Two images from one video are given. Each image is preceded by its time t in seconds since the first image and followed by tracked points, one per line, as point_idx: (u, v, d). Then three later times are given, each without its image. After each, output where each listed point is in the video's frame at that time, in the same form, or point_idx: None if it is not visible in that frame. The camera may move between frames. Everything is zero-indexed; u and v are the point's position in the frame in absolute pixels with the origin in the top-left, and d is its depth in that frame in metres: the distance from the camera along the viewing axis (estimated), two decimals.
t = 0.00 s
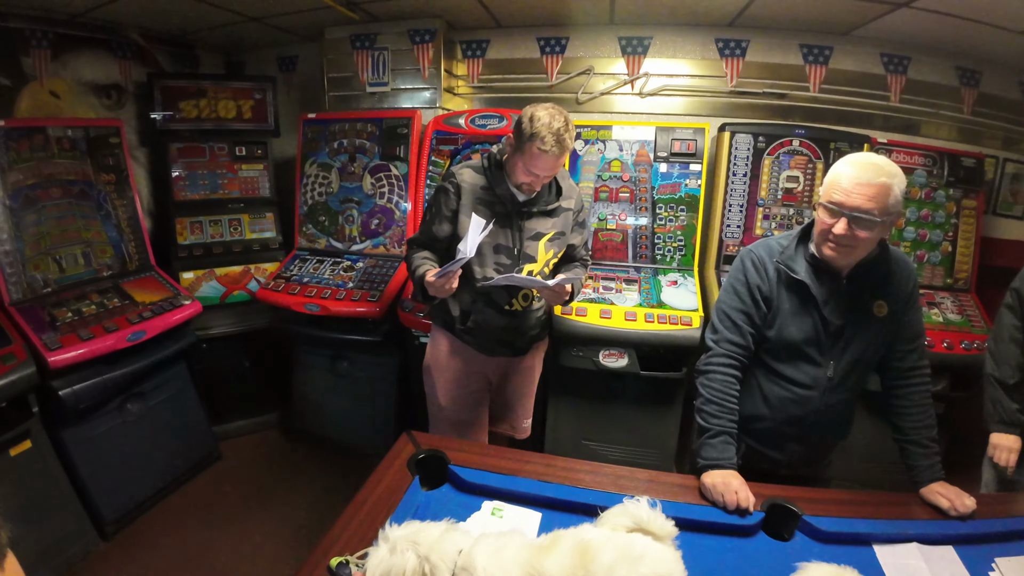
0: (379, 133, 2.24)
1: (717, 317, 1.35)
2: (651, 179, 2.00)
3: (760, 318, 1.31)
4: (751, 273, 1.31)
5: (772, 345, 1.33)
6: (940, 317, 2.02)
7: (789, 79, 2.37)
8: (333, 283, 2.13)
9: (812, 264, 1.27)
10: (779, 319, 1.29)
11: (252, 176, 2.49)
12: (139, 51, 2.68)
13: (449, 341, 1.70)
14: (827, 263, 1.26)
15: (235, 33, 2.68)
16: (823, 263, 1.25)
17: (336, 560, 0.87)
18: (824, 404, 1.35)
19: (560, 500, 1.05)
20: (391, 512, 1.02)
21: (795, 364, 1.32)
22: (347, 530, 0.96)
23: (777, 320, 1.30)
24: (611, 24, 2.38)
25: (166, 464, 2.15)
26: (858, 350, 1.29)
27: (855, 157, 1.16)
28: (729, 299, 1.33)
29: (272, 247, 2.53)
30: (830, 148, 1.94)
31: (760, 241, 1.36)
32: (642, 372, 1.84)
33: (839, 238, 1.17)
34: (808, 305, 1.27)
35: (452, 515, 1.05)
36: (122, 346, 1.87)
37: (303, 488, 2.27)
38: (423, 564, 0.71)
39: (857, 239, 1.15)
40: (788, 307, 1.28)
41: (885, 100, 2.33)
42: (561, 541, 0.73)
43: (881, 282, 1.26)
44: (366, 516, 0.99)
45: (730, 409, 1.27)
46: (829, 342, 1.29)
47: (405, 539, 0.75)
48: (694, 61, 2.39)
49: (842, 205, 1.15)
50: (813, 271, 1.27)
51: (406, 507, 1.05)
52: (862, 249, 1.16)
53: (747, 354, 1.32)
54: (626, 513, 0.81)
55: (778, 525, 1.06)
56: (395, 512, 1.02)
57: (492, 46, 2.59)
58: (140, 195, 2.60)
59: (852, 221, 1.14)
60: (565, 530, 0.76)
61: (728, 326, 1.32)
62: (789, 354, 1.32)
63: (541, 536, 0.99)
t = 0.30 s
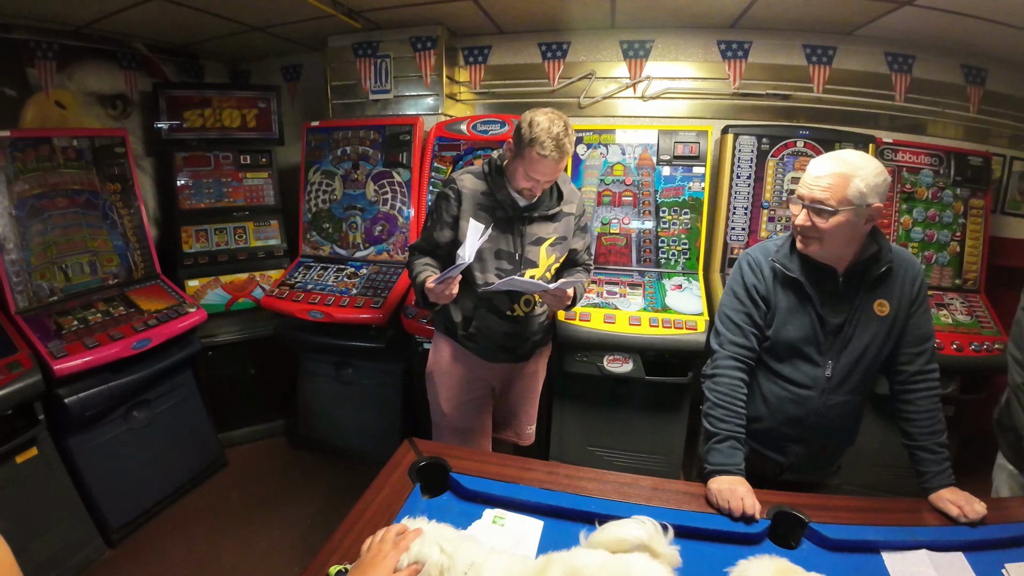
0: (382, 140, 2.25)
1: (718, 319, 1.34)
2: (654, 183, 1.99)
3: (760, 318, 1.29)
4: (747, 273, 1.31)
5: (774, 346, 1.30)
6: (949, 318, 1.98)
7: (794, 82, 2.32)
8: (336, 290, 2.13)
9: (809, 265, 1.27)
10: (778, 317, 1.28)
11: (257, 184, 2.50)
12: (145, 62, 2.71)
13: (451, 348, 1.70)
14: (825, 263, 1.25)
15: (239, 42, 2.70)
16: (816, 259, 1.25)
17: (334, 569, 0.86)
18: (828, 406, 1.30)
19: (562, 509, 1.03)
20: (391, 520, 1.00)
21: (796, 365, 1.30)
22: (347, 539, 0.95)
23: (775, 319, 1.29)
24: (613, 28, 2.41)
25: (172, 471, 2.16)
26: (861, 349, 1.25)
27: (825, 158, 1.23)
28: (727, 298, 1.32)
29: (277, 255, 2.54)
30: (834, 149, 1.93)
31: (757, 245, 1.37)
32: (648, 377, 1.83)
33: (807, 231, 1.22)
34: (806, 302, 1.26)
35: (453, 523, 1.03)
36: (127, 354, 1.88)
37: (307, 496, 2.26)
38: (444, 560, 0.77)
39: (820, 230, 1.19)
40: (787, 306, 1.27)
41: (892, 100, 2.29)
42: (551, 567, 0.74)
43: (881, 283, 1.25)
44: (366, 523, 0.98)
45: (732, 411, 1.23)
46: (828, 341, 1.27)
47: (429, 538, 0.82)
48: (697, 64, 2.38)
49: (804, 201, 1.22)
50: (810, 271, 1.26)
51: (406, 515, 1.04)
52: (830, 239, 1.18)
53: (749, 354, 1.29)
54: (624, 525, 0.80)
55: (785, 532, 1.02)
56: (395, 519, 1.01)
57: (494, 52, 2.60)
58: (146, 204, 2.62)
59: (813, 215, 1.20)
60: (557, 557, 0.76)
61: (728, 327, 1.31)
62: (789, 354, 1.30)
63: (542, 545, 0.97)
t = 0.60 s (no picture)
0: (387, 145, 2.26)
1: (722, 320, 1.34)
2: (659, 186, 1.99)
3: (763, 318, 1.29)
4: (749, 273, 1.31)
5: (778, 346, 1.30)
6: (956, 319, 1.96)
7: (797, 82, 2.32)
8: (342, 294, 2.14)
9: (811, 265, 1.26)
10: (779, 317, 1.28)
11: (263, 190, 2.52)
12: (152, 70, 2.74)
13: (456, 351, 1.70)
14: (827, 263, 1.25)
15: (245, 50, 2.72)
16: (816, 258, 1.24)
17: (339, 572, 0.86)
18: (831, 407, 1.29)
19: (566, 512, 1.03)
20: (396, 524, 1.00)
21: (797, 364, 1.29)
22: (352, 542, 0.95)
23: (777, 318, 1.28)
24: (615, 32, 2.42)
25: (179, 475, 2.17)
26: (864, 349, 1.24)
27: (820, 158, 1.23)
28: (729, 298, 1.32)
29: (283, 260, 2.55)
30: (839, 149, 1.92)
31: (759, 245, 1.37)
32: (653, 380, 1.82)
33: (800, 228, 1.23)
34: (807, 301, 1.25)
35: (458, 526, 1.03)
36: (135, 359, 1.89)
37: (314, 500, 2.27)
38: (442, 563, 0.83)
39: (811, 226, 1.19)
40: (789, 305, 1.27)
41: (896, 100, 2.29)
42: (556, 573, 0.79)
43: (884, 284, 1.24)
44: (370, 527, 0.98)
45: (737, 412, 1.23)
46: (830, 340, 1.26)
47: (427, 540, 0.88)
48: (701, 66, 2.38)
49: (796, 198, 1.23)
50: (812, 270, 1.26)
51: (411, 518, 1.04)
52: (822, 236, 1.19)
53: (752, 354, 1.29)
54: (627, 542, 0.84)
55: (791, 536, 1.01)
56: (400, 522, 1.01)
57: (497, 56, 2.61)
58: (154, 211, 2.64)
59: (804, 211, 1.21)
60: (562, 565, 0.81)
61: (732, 327, 1.30)
62: (790, 354, 1.29)
63: (547, 549, 0.96)
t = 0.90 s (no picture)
0: (393, 149, 2.27)
1: (730, 321, 1.33)
2: (664, 187, 1.99)
3: (771, 318, 1.29)
4: (756, 274, 1.31)
5: (786, 347, 1.29)
6: (964, 319, 1.96)
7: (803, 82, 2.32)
8: (349, 297, 2.15)
9: (817, 264, 1.26)
10: (786, 317, 1.27)
11: (270, 194, 2.53)
12: (160, 75, 2.76)
13: (463, 354, 1.70)
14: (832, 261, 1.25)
15: (251, 55, 2.74)
16: (823, 259, 1.24)
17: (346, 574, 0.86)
18: (838, 407, 1.29)
19: (574, 514, 1.03)
20: (404, 525, 1.00)
21: (805, 365, 1.29)
22: (360, 543, 0.95)
23: (784, 319, 1.28)
24: (620, 34, 2.42)
25: (186, 477, 2.18)
26: (872, 349, 1.24)
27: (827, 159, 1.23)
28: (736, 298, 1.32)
29: (290, 263, 2.57)
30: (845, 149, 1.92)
31: (765, 246, 1.37)
32: (660, 382, 1.82)
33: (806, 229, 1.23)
34: (815, 301, 1.25)
35: (465, 528, 1.03)
36: (143, 362, 1.90)
37: (320, 502, 2.28)
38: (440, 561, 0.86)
39: (817, 227, 1.19)
40: (798, 306, 1.26)
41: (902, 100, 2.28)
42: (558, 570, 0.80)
43: (891, 283, 1.24)
44: (377, 530, 0.98)
45: (745, 412, 1.23)
46: (838, 340, 1.26)
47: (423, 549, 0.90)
48: (706, 67, 2.38)
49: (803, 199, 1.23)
50: (818, 270, 1.26)
51: (418, 520, 1.04)
52: (828, 236, 1.19)
53: (759, 355, 1.29)
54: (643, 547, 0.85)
55: (800, 538, 1.01)
56: (407, 525, 1.01)
57: (502, 60, 2.62)
58: (161, 215, 2.66)
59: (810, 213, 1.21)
60: (564, 561, 0.82)
61: (740, 328, 1.30)
62: (798, 354, 1.29)
63: (555, 552, 0.96)
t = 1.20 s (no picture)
0: (397, 152, 2.28)
1: (735, 323, 1.33)
2: (668, 189, 2.00)
3: (775, 319, 1.29)
4: (760, 276, 1.31)
5: (793, 348, 1.29)
6: (970, 319, 1.95)
7: (806, 83, 2.32)
8: (354, 299, 2.16)
9: (820, 264, 1.26)
10: (791, 318, 1.27)
11: (276, 197, 2.55)
12: (166, 79, 2.79)
13: (467, 355, 1.71)
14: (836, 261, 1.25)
15: (257, 59, 2.76)
16: (827, 259, 1.24)
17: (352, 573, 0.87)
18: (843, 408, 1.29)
19: (578, 514, 1.03)
20: (409, 526, 1.01)
21: (809, 365, 1.29)
22: (365, 543, 0.96)
23: (788, 320, 1.28)
24: (623, 36, 2.43)
25: (192, 478, 2.19)
26: (877, 349, 1.24)
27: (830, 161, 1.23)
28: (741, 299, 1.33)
29: (296, 265, 2.59)
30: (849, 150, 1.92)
31: (768, 246, 1.37)
32: (665, 383, 1.83)
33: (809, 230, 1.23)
34: (819, 302, 1.25)
35: (471, 529, 1.04)
36: (150, 364, 1.92)
37: (326, 503, 2.29)
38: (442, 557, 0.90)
39: (820, 228, 1.19)
40: (804, 307, 1.26)
41: (906, 100, 2.28)
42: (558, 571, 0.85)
43: (895, 283, 1.23)
44: (383, 530, 0.98)
45: (751, 413, 1.23)
46: (842, 341, 1.26)
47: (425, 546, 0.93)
48: (710, 68, 2.38)
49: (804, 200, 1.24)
50: (821, 270, 1.26)
51: (424, 520, 1.04)
52: (831, 237, 1.19)
53: (765, 356, 1.29)
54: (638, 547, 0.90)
55: (805, 539, 1.01)
56: (412, 526, 1.02)
57: (506, 63, 2.64)
58: (168, 218, 2.68)
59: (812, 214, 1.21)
60: (562, 561, 0.88)
61: (745, 329, 1.30)
62: (802, 355, 1.29)
63: (559, 553, 0.96)
